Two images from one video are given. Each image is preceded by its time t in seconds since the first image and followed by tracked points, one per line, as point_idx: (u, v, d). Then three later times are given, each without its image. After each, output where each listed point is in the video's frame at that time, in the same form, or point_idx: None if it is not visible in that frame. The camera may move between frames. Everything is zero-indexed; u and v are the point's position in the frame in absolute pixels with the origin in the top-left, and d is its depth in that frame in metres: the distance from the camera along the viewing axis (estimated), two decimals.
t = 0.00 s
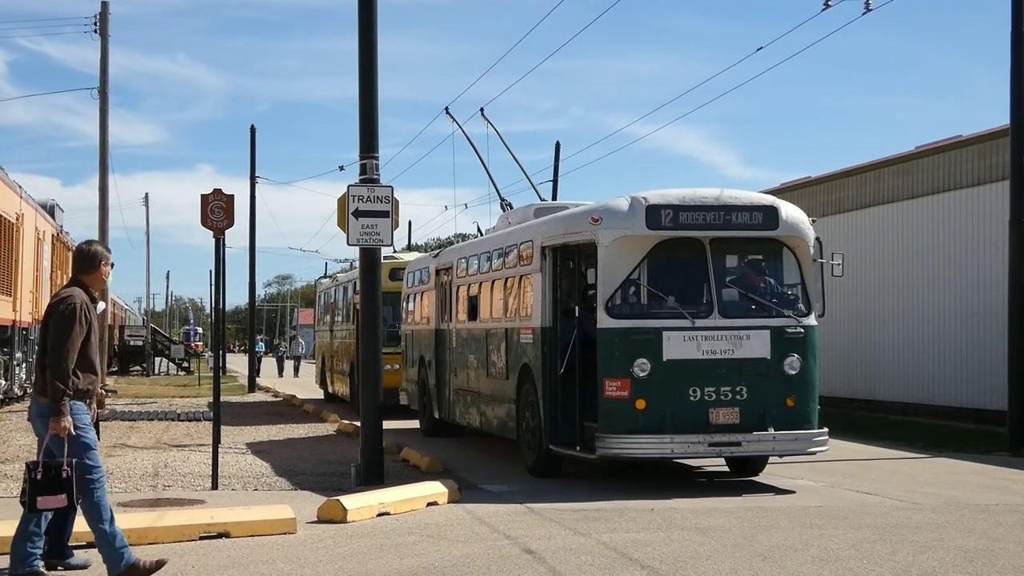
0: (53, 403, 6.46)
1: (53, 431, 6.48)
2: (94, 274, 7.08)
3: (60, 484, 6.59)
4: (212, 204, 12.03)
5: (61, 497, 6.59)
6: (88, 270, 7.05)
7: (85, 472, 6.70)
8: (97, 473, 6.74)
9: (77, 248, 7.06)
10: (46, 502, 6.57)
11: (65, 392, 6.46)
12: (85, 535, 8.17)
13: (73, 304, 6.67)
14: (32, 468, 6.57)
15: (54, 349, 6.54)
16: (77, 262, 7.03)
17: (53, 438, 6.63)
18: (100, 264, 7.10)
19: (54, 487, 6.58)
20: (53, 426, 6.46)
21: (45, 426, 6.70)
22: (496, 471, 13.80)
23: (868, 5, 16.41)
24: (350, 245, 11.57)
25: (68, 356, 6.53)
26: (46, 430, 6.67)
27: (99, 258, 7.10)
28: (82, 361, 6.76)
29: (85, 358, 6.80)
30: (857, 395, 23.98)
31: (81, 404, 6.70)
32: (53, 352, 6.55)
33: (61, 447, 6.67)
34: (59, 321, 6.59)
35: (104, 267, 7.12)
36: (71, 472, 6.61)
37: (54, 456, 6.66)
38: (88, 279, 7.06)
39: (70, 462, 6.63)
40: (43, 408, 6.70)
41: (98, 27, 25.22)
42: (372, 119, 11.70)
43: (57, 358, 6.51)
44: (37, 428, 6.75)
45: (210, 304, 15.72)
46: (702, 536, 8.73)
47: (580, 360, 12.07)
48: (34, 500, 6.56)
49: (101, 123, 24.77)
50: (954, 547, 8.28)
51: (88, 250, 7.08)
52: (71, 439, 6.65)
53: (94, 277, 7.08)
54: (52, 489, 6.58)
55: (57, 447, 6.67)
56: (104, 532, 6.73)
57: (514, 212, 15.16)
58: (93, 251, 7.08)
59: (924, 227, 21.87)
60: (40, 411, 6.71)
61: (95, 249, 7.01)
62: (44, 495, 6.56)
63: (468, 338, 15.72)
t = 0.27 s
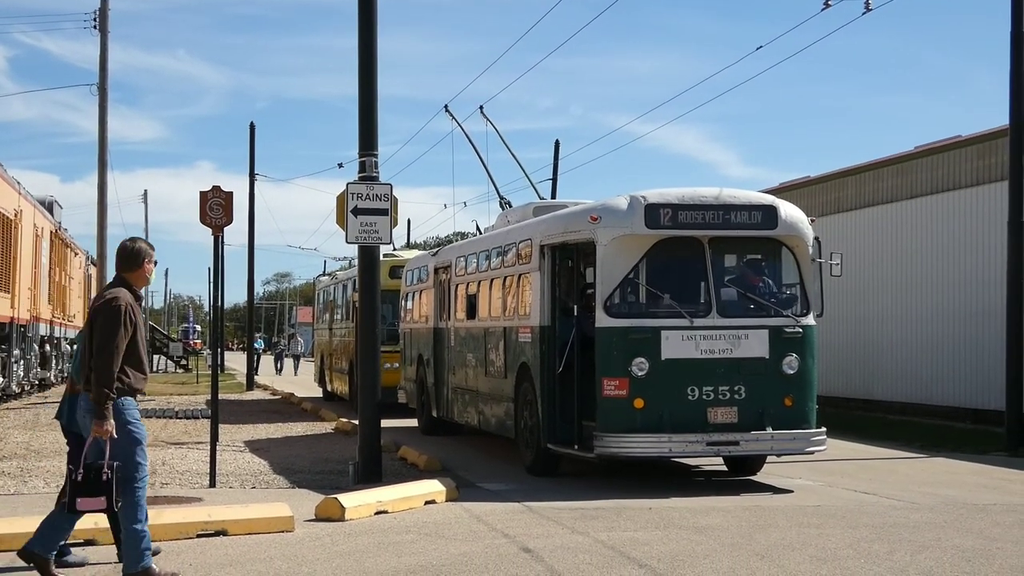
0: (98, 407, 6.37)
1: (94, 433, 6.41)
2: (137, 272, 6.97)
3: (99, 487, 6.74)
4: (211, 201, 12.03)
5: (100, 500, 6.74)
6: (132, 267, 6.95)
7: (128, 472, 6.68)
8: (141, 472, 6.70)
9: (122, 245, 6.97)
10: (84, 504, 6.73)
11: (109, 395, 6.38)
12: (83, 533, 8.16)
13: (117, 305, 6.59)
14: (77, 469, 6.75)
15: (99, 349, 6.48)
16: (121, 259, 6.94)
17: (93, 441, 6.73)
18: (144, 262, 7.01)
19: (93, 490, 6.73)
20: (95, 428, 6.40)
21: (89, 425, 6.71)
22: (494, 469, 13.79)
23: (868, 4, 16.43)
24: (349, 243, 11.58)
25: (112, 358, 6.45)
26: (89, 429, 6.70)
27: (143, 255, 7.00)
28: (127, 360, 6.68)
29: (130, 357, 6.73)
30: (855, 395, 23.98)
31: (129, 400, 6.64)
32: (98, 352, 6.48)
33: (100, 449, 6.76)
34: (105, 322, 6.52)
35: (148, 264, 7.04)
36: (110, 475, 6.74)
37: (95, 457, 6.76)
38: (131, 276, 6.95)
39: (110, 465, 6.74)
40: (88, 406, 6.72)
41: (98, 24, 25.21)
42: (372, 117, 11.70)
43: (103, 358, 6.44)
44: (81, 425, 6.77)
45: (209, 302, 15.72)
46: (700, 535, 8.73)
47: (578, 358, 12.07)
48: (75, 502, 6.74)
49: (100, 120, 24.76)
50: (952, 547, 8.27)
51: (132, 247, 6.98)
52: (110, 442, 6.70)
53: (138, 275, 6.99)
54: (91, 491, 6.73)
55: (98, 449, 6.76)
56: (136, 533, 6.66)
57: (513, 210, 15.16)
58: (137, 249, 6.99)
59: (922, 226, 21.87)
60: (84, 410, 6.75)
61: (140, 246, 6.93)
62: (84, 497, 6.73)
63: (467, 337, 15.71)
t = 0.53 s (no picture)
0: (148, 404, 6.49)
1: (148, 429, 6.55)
2: (172, 269, 6.96)
3: (166, 480, 6.65)
4: (208, 201, 12.04)
5: (170, 493, 6.64)
6: (167, 265, 6.94)
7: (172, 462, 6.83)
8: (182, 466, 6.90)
9: (158, 244, 6.98)
10: (157, 501, 6.59)
11: (158, 392, 6.48)
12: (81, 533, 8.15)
13: (156, 302, 6.61)
14: (138, 468, 6.59)
15: (141, 347, 6.54)
16: (157, 258, 6.94)
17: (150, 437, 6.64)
18: (179, 260, 6.99)
19: (161, 485, 6.62)
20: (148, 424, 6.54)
21: (135, 422, 6.65)
22: (492, 468, 13.79)
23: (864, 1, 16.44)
24: (345, 242, 11.58)
25: (155, 355, 6.52)
26: (141, 427, 6.64)
27: (180, 253, 7.00)
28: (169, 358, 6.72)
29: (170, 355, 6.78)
30: (853, 392, 24.01)
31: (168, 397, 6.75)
32: (141, 351, 6.54)
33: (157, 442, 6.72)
34: (145, 320, 6.56)
35: (183, 262, 7.01)
36: (175, 468, 6.73)
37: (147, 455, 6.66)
38: (165, 274, 6.94)
39: (170, 459, 6.71)
40: (133, 401, 6.64)
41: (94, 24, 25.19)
42: (368, 115, 11.69)
43: (145, 356, 6.51)
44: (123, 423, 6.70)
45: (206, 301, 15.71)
46: (698, 533, 8.73)
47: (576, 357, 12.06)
48: (146, 501, 6.59)
49: (96, 120, 24.74)
50: (950, 544, 8.28)
51: (167, 245, 6.99)
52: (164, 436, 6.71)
53: (173, 273, 6.97)
54: (159, 488, 6.61)
55: (156, 444, 6.67)
56: (137, 532, 6.69)
57: (510, 208, 15.16)
58: (172, 246, 6.99)
59: (919, 223, 21.88)
60: (132, 406, 6.65)
61: (176, 244, 6.93)
62: (154, 494, 6.59)
63: (464, 335, 15.71)
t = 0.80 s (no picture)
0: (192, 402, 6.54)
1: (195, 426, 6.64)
2: (208, 273, 7.06)
3: (230, 470, 7.03)
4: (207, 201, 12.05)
5: (236, 483, 7.03)
6: (203, 269, 7.04)
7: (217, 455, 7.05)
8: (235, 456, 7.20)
9: (191, 249, 7.07)
10: (225, 492, 6.98)
11: (199, 390, 6.54)
12: (81, 533, 8.16)
13: (192, 304, 6.71)
14: (200, 465, 6.95)
15: (179, 348, 6.61)
16: (192, 262, 7.03)
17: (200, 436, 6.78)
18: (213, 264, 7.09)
19: (226, 476, 7.00)
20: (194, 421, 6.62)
21: (173, 423, 6.62)
22: (492, 466, 13.80)
23: None
24: (344, 242, 11.59)
25: (194, 355, 6.59)
26: (180, 427, 6.63)
27: (213, 258, 7.10)
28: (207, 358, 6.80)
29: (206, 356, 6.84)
30: (852, 388, 24.03)
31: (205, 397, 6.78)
32: (180, 351, 6.60)
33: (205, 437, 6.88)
34: (182, 322, 6.64)
35: (217, 266, 7.12)
36: (235, 458, 7.10)
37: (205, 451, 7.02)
38: (201, 277, 7.04)
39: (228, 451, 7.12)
40: (170, 402, 6.63)
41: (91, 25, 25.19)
42: (366, 114, 11.69)
43: (184, 356, 6.56)
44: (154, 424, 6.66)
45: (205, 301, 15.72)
46: (697, 530, 8.74)
47: (575, 355, 12.06)
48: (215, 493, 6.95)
49: (94, 121, 24.73)
50: (950, 540, 8.29)
51: (201, 250, 7.08)
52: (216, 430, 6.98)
53: (208, 276, 7.06)
54: (224, 479, 6.99)
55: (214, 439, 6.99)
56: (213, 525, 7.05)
57: (508, 207, 15.15)
58: (206, 251, 7.09)
59: (918, 219, 21.89)
60: (167, 408, 6.63)
61: (211, 248, 7.01)
62: (221, 487, 6.97)
63: (463, 334, 15.71)
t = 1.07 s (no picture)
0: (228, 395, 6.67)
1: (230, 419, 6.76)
2: (240, 269, 7.08)
3: (258, 466, 6.86)
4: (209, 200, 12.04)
5: (262, 479, 6.87)
6: (235, 265, 7.06)
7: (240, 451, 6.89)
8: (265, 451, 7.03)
9: (223, 246, 7.10)
10: (251, 487, 6.80)
11: (236, 382, 6.65)
12: (83, 532, 8.16)
13: (228, 300, 6.76)
14: (230, 457, 6.81)
15: (215, 345, 6.70)
16: (224, 259, 7.05)
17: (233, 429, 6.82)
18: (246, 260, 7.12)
19: (254, 471, 6.84)
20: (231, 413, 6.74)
21: (215, 418, 6.83)
22: (494, 465, 13.79)
23: None
24: (345, 240, 11.58)
25: (231, 350, 6.70)
26: (222, 421, 6.84)
27: (246, 254, 7.13)
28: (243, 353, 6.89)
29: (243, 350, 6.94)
30: (855, 386, 24.01)
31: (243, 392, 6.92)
32: (217, 346, 6.70)
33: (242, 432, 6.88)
34: (218, 317, 6.71)
35: (249, 262, 7.14)
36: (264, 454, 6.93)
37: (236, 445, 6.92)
38: (234, 273, 7.05)
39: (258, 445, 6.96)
40: (213, 399, 6.82)
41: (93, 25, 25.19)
42: (368, 113, 11.69)
43: (221, 352, 6.67)
44: (200, 420, 6.88)
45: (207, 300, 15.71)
46: (700, 528, 8.73)
47: (577, 353, 12.05)
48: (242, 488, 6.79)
49: (96, 121, 24.73)
50: (953, 538, 8.27)
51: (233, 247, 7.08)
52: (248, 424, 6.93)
53: (241, 272, 7.07)
54: (252, 474, 6.83)
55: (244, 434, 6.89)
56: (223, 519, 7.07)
57: (510, 205, 15.14)
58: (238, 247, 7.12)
59: (920, 216, 21.87)
60: (211, 404, 6.83)
61: (243, 244, 7.03)
62: (249, 481, 6.80)
63: (465, 332, 15.70)
